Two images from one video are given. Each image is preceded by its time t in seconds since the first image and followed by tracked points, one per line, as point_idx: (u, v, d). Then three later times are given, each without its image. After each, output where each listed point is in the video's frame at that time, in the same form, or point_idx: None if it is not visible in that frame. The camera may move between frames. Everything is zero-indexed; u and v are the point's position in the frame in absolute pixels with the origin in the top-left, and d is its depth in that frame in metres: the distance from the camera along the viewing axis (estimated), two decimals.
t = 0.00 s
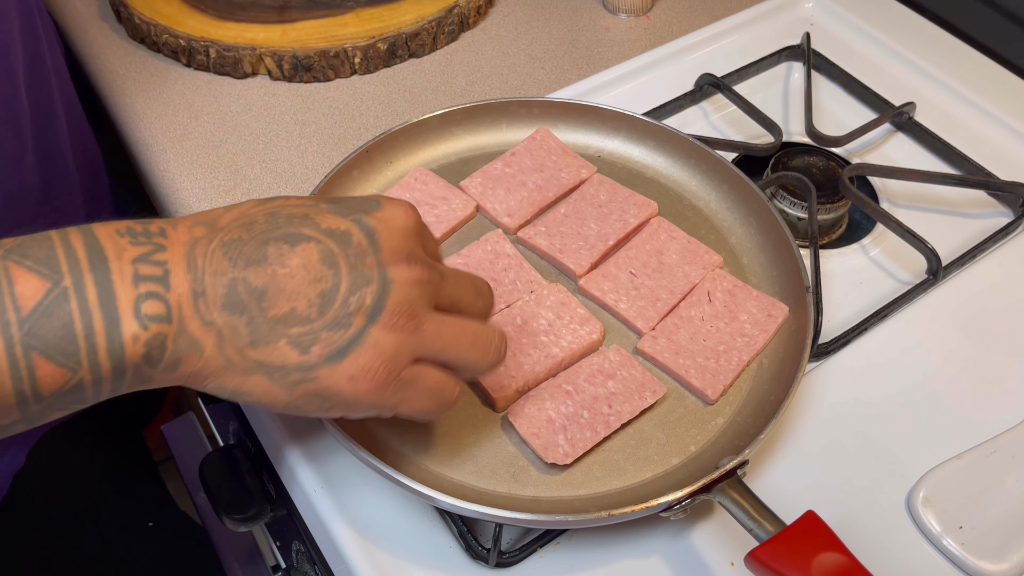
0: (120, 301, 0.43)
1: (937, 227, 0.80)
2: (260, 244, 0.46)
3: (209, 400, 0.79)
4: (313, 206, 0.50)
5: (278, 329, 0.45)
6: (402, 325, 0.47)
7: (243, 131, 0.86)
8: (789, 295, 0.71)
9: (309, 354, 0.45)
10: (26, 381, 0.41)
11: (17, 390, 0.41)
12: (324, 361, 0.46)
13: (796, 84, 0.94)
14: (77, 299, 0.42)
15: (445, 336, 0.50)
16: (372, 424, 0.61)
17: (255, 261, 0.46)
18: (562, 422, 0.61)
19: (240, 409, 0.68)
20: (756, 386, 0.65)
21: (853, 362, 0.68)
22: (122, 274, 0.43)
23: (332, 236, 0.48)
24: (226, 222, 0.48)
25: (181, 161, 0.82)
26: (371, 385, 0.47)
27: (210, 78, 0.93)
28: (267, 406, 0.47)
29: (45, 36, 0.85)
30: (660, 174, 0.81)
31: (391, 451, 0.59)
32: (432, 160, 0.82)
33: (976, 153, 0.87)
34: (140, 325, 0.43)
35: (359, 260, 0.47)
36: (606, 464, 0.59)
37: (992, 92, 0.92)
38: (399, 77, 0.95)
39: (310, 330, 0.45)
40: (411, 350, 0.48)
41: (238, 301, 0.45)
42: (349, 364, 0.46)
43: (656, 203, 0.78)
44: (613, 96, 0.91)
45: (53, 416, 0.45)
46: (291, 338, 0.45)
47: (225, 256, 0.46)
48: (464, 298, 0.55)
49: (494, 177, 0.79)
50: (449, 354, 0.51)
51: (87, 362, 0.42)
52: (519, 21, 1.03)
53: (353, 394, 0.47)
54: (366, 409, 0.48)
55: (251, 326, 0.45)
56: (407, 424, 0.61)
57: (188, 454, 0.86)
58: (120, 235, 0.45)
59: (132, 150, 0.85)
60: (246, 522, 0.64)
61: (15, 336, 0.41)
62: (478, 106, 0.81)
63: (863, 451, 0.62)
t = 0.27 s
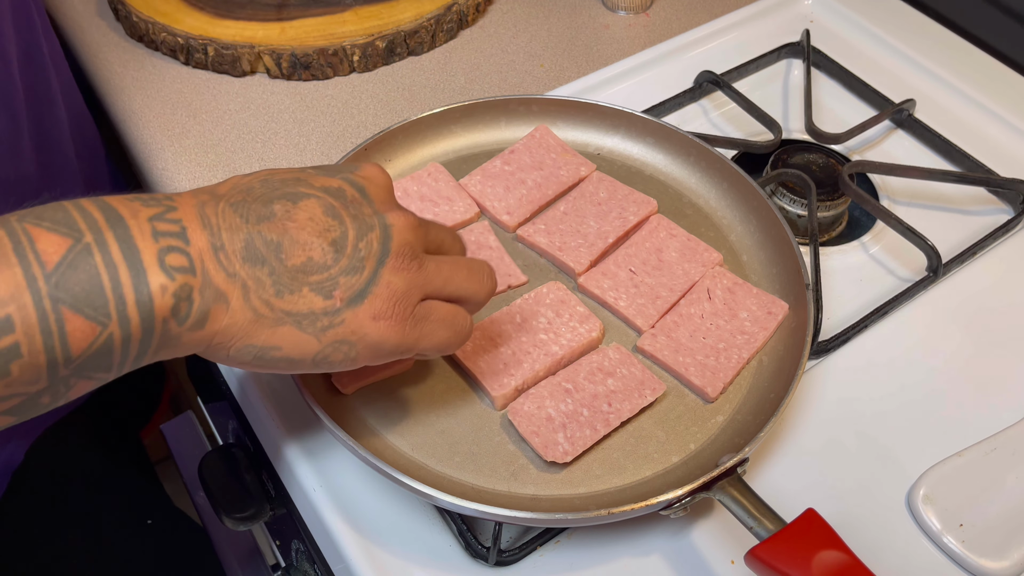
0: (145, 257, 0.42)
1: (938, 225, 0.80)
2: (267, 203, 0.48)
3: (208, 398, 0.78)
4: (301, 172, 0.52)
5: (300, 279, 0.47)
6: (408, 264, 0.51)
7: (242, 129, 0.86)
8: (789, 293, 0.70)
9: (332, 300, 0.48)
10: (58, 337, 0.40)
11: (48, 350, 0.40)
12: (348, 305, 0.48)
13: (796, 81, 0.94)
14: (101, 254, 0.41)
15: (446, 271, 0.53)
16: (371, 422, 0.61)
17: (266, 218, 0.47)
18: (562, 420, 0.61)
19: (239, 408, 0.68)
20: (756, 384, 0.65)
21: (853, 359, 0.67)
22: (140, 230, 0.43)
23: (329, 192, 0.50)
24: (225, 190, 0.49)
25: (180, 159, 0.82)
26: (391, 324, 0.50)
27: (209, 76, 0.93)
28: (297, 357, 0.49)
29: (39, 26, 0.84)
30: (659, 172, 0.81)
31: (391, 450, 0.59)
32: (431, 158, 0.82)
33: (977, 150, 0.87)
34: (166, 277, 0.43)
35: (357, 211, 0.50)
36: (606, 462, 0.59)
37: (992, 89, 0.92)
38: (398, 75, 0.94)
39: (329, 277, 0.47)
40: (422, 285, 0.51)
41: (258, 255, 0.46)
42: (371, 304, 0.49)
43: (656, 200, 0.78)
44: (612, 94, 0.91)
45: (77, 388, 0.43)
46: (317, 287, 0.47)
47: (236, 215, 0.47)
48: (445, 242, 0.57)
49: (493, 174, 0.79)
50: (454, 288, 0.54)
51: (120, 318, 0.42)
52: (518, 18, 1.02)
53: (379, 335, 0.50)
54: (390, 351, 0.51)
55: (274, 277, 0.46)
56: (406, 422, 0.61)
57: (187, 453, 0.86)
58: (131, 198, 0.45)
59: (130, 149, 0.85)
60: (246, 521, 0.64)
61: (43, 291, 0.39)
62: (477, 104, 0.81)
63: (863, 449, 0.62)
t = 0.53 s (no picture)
0: (164, 280, 0.42)
1: (941, 221, 0.80)
2: (291, 233, 0.48)
3: (207, 397, 0.78)
4: (334, 203, 0.52)
5: (314, 313, 0.46)
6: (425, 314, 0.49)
7: (242, 127, 0.86)
8: (792, 290, 0.70)
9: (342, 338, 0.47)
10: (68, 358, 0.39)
11: (58, 367, 0.39)
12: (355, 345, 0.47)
13: (798, 78, 0.93)
14: (120, 274, 0.41)
15: (465, 329, 0.52)
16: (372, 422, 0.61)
17: (289, 249, 0.47)
18: (564, 418, 0.60)
19: (239, 407, 0.67)
20: (760, 382, 0.65)
21: (857, 357, 0.67)
22: (161, 252, 0.43)
23: (357, 228, 0.50)
24: (254, 214, 0.49)
25: (179, 157, 0.82)
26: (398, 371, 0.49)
27: (207, 73, 0.92)
28: (299, 394, 0.48)
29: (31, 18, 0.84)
30: (661, 169, 0.80)
31: (392, 449, 0.59)
32: (432, 155, 0.81)
33: (980, 146, 0.86)
34: (182, 301, 0.43)
35: (382, 249, 0.50)
36: (608, 460, 0.59)
37: (995, 85, 0.92)
38: (397, 72, 0.94)
39: (343, 315, 0.47)
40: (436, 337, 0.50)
41: (275, 286, 0.46)
42: (379, 346, 0.48)
43: (658, 197, 0.77)
44: (613, 90, 0.90)
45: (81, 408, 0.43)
46: (327, 323, 0.47)
47: (260, 243, 0.47)
48: (479, 289, 0.54)
49: (495, 171, 0.78)
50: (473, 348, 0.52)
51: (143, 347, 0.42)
52: (518, 15, 1.02)
53: (385, 380, 0.49)
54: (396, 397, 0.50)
55: (288, 309, 0.46)
56: (407, 421, 0.61)
57: (187, 453, 0.85)
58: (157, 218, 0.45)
59: (129, 147, 0.84)
60: (246, 520, 0.63)
61: (59, 308, 0.39)
62: (477, 101, 0.80)
63: (869, 446, 0.62)
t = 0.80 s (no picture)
0: (124, 224, 0.45)
1: (939, 220, 0.80)
2: (251, 156, 0.46)
3: (204, 399, 0.78)
4: (304, 122, 0.48)
5: (287, 245, 0.46)
6: (411, 216, 0.48)
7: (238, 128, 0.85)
8: (790, 290, 0.70)
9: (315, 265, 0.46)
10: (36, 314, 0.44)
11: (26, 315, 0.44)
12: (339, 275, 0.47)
13: (796, 77, 0.93)
14: (81, 225, 0.44)
15: (450, 217, 0.50)
16: (369, 424, 0.61)
17: (247, 175, 0.45)
18: (561, 417, 0.60)
19: (235, 408, 0.67)
20: (758, 383, 0.64)
21: (855, 357, 0.67)
22: (126, 203, 0.45)
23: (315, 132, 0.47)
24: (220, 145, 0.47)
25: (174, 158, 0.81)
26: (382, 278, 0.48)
27: (203, 74, 0.92)
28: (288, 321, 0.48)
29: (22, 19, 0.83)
30: (659, 168, 0.80)
31: (389, 451, 0.59)
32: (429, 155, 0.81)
33: (979, 145, 0.86)
34: (144, 248, 0.45)
35: (352, 156, 0.47)
36: (606, 462, 0.59)
37: (993, 84, 0.92)
38: (394, 72, 0.94)
39: (317, 240, 0.46)
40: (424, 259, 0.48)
41: (240, 222, 0.45)
42: (365, 262, 0.47)
43: (656, 197, 0.77)
44: (611, 90, 0.90)
45: (64, 354, 0.46)
46: (300, 253, 0.45)
47: (218, 175, 0.46)
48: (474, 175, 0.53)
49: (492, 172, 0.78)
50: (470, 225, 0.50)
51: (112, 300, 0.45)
52: (516, 15, 1.02)
53: (382, 294, 0.48)
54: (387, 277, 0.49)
55: (258, 245, 0.45)
56: (404, 423, 0.61)
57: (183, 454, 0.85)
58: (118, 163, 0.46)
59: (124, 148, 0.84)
60: (242, 523, 0.63)
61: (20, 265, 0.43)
62: (474, 101, 0.80)
63: (868, 447, 0.62)
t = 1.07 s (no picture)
0: None
1: (941, 220, 0.79)
2: None
3: (206, 402, 0.77)
4: None
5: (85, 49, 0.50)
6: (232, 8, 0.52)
7: (238, 130, 0.85)
8: (791, 291, 0.70)
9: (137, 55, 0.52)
10: None
11: None
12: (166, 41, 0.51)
13: (797, 76, 0.93)
14: None
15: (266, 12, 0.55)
16: (370, 427, 0.60)
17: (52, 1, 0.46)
18: (563, 420, 0.60)
19: (236, 411, 0.67)
20: (760, 384, 0.64)
21: (858, 358, 0.67)
22: None
23: None
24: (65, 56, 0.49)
25: (175, 159, 0.81)
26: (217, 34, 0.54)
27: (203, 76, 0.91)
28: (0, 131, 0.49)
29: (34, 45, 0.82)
30: (660, 169, 0.80)
31: (391, 454, 0.59)
32: (429, 156, 0.81)
33: (980, 144, 0.86)
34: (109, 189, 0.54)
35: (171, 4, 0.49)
36: (608, 464, 0.58)
37: (994, 83, 0.91)
38: (394, 73, 0.94)
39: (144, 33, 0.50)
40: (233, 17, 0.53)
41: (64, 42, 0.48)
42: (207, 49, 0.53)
43: (657, 198, 0.77)
44: (612, 90, 0.90)
45: None
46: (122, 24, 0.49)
47: None
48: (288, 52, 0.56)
49: (493, 173, 0.78)
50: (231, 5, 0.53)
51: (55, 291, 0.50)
52: (516, 15, 1.01)
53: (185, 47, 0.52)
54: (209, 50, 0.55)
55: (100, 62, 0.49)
56: (406, 425, 0.60)
57: (185, 457, 0.85)
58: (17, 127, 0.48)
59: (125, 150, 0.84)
60: (243, 525, 0.63)
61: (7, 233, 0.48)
62: (474, 103, 0.80)
63: (871, 447, 0.62)
